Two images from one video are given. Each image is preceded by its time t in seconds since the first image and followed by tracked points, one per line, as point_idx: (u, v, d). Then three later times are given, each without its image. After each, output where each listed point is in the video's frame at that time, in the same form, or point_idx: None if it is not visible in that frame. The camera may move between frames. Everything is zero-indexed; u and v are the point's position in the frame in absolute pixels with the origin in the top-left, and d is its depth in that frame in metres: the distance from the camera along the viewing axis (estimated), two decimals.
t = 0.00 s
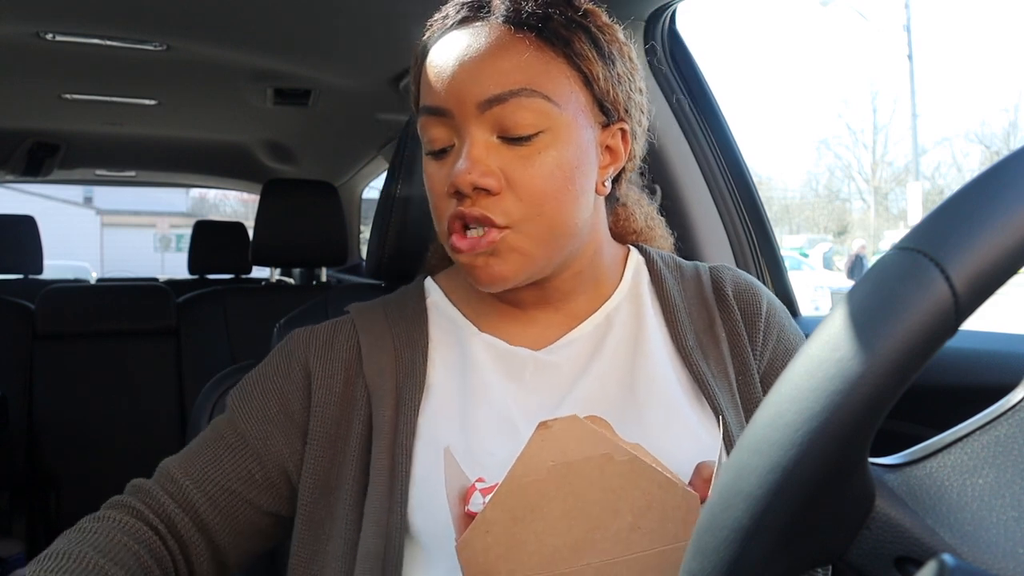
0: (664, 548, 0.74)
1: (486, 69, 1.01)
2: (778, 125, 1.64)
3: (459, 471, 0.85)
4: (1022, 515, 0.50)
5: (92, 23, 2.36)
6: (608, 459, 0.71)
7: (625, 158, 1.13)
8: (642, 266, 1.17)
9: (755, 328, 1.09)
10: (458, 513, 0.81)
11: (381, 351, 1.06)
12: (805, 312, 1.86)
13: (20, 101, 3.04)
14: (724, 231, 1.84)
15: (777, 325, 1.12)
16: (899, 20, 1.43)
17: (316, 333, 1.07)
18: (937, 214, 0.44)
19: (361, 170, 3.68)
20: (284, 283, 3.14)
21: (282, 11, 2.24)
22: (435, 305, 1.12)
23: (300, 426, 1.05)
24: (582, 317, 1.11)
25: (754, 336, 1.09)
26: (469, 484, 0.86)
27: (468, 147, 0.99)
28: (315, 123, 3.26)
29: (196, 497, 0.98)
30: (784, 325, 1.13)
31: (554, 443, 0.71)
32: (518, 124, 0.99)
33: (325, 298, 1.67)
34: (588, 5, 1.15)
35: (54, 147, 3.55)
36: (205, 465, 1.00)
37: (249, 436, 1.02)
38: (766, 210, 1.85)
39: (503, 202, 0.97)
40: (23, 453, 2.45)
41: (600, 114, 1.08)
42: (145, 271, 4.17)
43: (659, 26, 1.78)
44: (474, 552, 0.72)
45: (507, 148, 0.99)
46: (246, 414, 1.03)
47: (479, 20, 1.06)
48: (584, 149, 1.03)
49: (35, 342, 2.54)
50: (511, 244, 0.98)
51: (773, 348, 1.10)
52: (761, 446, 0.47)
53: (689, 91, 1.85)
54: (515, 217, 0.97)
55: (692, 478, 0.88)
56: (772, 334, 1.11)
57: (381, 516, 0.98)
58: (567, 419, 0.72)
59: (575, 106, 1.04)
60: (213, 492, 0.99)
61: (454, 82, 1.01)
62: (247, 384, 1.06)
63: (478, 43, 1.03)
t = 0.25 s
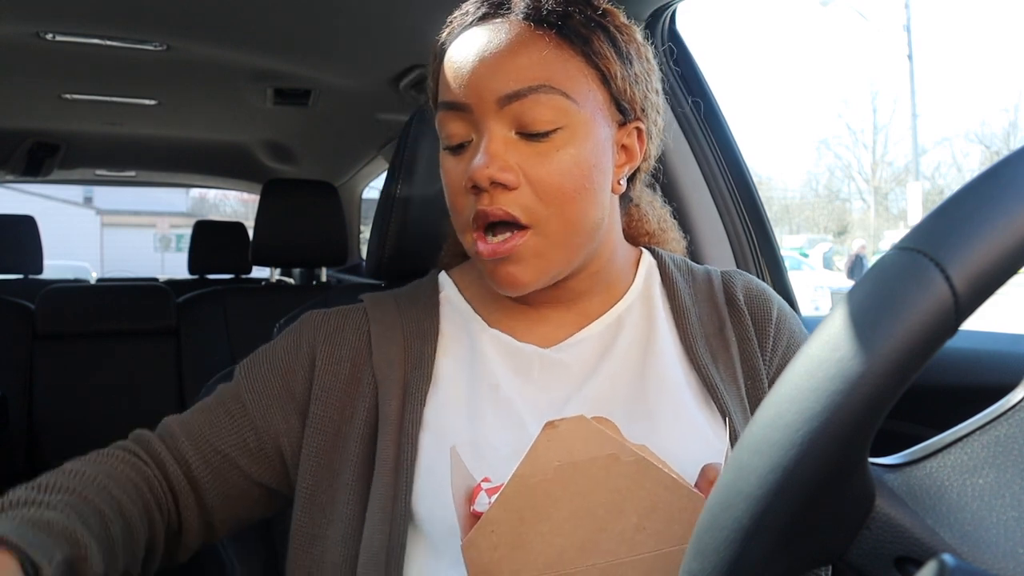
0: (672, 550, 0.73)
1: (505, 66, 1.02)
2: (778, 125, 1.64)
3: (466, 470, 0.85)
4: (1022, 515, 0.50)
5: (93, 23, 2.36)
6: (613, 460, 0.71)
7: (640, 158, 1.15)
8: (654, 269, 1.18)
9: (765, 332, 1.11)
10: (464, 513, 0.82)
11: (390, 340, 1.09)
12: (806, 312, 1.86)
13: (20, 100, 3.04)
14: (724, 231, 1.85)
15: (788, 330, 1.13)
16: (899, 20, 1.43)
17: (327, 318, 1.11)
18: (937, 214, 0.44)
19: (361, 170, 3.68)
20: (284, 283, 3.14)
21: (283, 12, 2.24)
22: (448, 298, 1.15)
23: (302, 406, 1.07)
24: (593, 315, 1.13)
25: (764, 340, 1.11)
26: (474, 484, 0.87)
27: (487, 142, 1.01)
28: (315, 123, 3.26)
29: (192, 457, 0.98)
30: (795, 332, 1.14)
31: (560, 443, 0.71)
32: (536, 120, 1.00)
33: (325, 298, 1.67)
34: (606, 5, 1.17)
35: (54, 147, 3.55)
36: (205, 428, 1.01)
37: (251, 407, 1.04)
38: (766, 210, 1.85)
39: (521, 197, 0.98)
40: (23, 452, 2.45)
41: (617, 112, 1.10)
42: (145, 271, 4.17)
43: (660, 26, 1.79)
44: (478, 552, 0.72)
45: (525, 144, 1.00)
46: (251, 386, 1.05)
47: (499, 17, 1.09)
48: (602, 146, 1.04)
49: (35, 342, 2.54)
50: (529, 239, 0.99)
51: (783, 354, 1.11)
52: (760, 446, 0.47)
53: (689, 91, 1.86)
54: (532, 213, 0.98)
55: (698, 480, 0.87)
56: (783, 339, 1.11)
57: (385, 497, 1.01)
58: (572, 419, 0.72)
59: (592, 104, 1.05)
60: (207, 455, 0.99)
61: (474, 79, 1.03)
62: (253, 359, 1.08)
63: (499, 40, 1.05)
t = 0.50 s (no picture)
0: (675, 553, 0.72)
1: (523, 70, 1.05)
2: (778, 125, 1.63)
3: (473, 469, 0.88)
4: (1022, 515, 0.50)
5: (92, 23, 2.36)
6: (620, 461, 0.71)
7: (653, 160, 1.19)
8: (665, 272, 1.22)
9: (773, 341, 1.15)
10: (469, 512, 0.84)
11: (401, 319, 1.16)
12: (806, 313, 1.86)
13: (20, 100, 3.05)
14: (724, 231, 1.84)
15: (797, 338, 1.16)
16: (899, 20, 1.43)
17: (345, 291, 1.19)
18: (937, 214, 0.45)
19: (361, 170, 3.68)
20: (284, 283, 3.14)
21: (282, 12, 2.24)
22: (464, 286, 1.21)
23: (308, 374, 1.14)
24: (602, 314, 1.17)
25: (772, 349, 1.15)
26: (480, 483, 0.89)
27: (504, 146, 1.03)
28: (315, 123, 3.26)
29: (195, 388, 1.06)
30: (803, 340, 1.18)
31: (566, 443, 0.72)
32: (553, 125, 1.03)
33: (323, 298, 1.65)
34: (622, 9, 1.20)
35: (54, 147, 3.55)
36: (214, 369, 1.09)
37: (258, 358, 1.11)
38: (766, 210, 1.85)
39: (537, 201, 1.01)
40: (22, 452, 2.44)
41: (632, 116, 1.13)
42: (145, 271, 4.17)
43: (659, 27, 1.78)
44: (482, 549, 0.72)
45: (542, 148, 1.03)
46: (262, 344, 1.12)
47: (517, 20, 1.11)
48: (616, 150, 1.08)
49: (35, 342, 2.54)
50: (545, 240, 1.03)
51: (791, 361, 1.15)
52: (761, 446, 0.47)
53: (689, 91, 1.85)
54: (547, 216, 1.01)
55: (702, 483, 0.89)
56: (791, 347, 1.15)
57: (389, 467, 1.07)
58: (579, 419, 0.73)
59: (607, 108, 1.08)
60: (207, 391, 1.07)
61: (491, 83, 1.05)
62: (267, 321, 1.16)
63: (517, 44, 1.07)
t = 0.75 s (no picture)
0: (680, 544, 0.72)
1: (537, 58, 1.13)
2: (778, 125, 1.63)
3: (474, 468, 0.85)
4: (1022, 515, 0.50)
5: (92, 23, 2.36)
6: (620, 454, 0.71)
7: (656, 157, 1.28)
8: (663, 271, 1.27)
9: (772, 338, 1.20)
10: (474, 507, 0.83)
11: (407, 306, 1.21)
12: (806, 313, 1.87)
13: (20, 100, 3.05)
14: (724, 231, 1.84)
15: (794, 337, 1.21)
16: (900, 20, 1.43)
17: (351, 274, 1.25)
18: (938, 214, 0.44)
19: (361, 171, 3.68)
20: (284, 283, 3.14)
21: (283, 12, 2.24)
22: (468, 280, 1.26)
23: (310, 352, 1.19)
24: (600, 312, 1.22)
25: (771, 346, 1.19)
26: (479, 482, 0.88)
27: (516, 128, 1.11)
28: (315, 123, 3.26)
29: (192, 340, 1.10)
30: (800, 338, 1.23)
31: (566, 438, 0.70)
32: (563, 109, 1.11)
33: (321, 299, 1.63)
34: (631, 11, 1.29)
35: (54, 147, 3.55)
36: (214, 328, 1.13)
37: (259, 327, 1.15)
38: (766, 210, 1.85)
39: (548, 181, 1.08)
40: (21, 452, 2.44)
41: (639, 111, 1.22)
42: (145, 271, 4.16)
43: (660, 27, 1.77)
44: (486, 544, 0.71)
45: (553, 131, 1.10)
46: (267, 317, 1.16)
47: (532, 11, 1.20)
48: (621, 140, 1.15)
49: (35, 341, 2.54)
50: (553, 221, 1.09)
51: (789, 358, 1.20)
52: (761, 446, 0.47)
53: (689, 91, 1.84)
54: (558, 196, 1.08)
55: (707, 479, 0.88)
56: (789, 346, 1.20)
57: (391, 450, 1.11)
58: (579, 414, 0.71)
59: (616, 99, 1.17)
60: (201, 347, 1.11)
61: (507, 69, 1.13)
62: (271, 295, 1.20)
63: (532, 33, 1.16)
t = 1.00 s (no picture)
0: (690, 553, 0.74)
1: (568, 43, 1.20)
2: (778, 125, 1.63)
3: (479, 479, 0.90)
4: (1022, 515, 0.50)
5: (92, 23, 2.36)
6: (631, 463, 0.73)
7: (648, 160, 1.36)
8: (651, 271, 1.30)
9: (762, 337, 1.21)
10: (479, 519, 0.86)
11: (405, 299, 1.21)
12: (805, 313, 1.87)
13: (20, 101, 3.05)
14: (724, 230, 1.84)
15: (783, 334, 1.23)
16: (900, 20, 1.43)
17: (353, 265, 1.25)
18: (937, 214, 0.44)
19: (361, 171, 3.69)
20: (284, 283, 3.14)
21: (283, 12, 2.24)
22: (461, 277, 1.27)
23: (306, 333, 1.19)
24: (593, 311, 1.25)
25: (761, 345, 1.21)
26: (486, 492, 0.92)
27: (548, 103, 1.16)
28: (315, 123, 3.26)
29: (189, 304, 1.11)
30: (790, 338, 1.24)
31: (577, 447, 0.73)
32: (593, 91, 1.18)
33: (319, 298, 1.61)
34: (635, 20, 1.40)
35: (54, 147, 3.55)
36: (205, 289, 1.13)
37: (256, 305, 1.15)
38: (766, 210, 1.86)
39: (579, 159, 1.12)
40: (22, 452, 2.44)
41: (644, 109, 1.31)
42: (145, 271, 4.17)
43: (659, 26, 1.74)
44: (497, 558, 0.75)
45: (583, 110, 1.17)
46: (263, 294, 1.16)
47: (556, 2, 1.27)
48: (634, 131, 1.22)
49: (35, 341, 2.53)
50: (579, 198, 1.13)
51: (780, 357, 1.21)
52: (761, 446, 0.47)
53: (688, 90, 1.84)
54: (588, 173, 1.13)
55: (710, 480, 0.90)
56: (779, 342, 1.22)
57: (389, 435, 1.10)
58: (589, 423, 0.74)
59: (632, 94, 1.25)
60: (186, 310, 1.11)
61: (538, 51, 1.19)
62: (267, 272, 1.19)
63: (560, 20, 1.23)
